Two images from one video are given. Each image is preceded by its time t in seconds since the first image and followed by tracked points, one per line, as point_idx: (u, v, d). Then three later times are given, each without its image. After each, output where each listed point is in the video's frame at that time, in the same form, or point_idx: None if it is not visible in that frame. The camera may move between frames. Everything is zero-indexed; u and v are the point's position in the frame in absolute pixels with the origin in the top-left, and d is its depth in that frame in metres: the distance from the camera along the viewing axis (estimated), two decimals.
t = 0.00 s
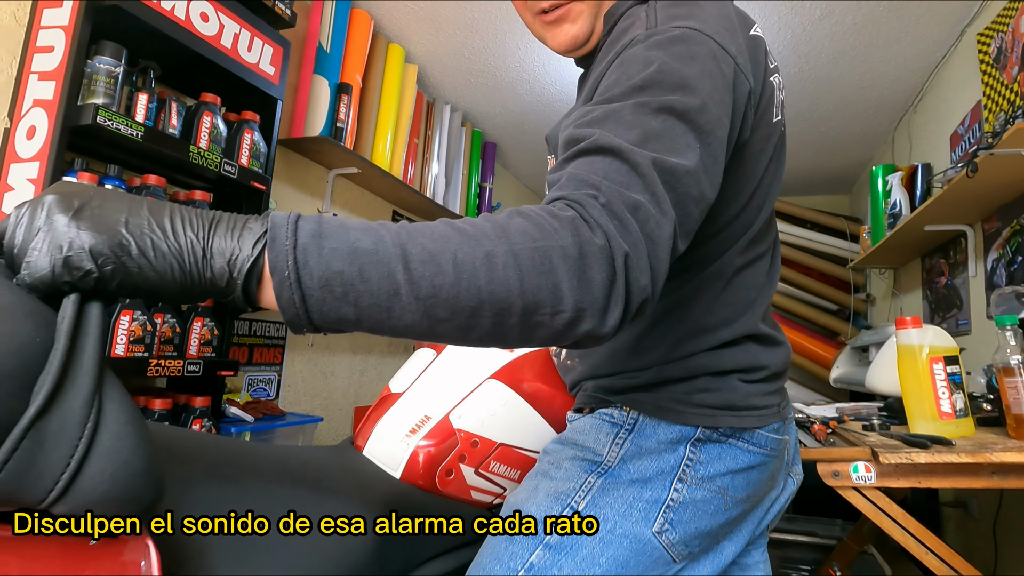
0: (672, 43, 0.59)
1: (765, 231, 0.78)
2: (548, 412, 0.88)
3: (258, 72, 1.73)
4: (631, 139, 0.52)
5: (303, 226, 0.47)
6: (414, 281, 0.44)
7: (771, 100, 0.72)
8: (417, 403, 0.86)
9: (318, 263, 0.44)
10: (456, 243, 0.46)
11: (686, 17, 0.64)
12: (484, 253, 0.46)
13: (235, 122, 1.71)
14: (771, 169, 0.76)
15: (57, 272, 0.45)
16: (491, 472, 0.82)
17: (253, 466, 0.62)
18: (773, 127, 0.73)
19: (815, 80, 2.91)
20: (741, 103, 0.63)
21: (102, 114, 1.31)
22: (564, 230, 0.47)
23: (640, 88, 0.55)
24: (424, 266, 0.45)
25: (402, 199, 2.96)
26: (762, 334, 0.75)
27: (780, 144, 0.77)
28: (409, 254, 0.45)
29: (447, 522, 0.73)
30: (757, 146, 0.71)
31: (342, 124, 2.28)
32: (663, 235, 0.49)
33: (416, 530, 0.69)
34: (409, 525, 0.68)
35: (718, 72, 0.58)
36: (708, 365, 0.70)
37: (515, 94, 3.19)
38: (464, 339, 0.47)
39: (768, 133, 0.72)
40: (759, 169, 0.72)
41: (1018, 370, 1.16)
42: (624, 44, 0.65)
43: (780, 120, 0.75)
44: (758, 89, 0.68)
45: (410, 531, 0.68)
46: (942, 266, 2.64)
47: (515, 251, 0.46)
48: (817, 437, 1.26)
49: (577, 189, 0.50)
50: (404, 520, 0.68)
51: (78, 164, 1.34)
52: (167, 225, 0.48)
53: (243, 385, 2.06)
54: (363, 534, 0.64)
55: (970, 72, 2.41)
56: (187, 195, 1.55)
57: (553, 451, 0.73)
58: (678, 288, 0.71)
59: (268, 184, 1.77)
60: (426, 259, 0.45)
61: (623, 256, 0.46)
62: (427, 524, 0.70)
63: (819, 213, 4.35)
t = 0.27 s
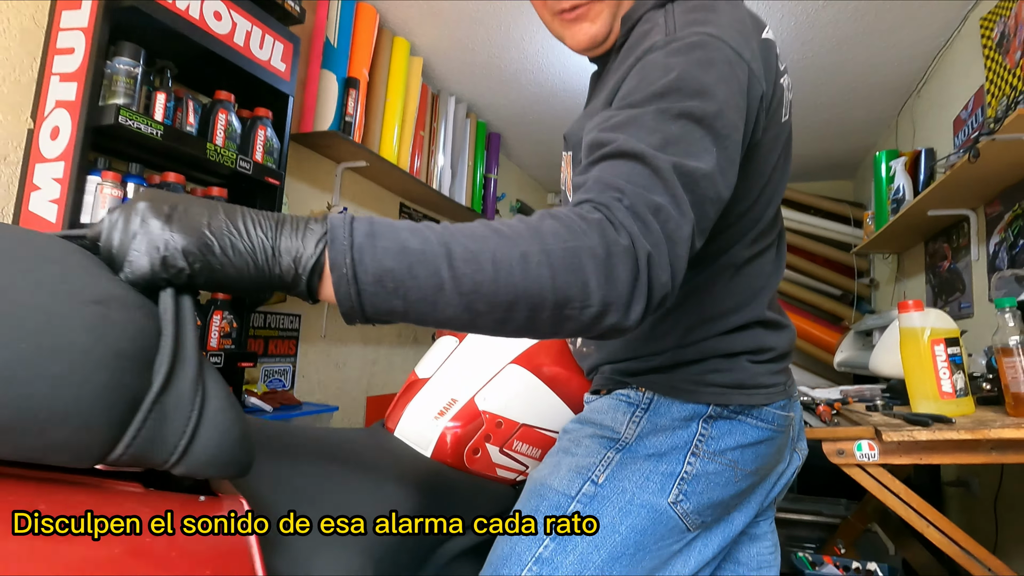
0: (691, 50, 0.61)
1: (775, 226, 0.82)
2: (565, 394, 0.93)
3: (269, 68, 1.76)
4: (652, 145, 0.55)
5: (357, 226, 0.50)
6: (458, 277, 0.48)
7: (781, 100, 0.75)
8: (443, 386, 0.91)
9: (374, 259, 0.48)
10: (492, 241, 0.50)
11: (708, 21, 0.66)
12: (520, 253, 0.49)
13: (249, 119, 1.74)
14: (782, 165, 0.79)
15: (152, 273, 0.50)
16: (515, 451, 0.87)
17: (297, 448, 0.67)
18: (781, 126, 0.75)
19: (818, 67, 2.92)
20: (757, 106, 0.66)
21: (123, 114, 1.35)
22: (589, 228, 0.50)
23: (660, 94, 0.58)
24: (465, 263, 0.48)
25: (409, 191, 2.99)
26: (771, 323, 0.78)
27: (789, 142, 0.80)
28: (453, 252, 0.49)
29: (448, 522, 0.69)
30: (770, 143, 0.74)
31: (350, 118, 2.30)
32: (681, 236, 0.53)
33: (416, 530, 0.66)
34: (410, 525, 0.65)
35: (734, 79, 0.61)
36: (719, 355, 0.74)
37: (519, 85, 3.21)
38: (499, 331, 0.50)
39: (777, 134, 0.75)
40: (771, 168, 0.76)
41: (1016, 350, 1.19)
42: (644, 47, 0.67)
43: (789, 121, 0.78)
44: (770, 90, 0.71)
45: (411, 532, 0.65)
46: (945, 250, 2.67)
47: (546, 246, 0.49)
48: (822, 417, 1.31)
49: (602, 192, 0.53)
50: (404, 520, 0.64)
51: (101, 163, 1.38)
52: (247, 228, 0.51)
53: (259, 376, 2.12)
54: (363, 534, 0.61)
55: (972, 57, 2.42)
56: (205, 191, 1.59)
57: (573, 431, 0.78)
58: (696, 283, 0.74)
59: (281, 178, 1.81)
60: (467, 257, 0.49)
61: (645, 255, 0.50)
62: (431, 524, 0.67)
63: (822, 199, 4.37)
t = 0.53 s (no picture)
0: (678, 67, 0.58)
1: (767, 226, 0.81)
2: (572, 376, 0.98)
3: (273, 62, 1.78)
4: (644, 169, 0.53)
5: (391, 234, 0.52)
6: (475, 289, 0.49)
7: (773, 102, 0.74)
8: (457, 373, 0.96)
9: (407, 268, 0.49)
10: (495, 253, 0.50)
11: (699, 33, 0.62)
12: (534, 271, 0.49)
13: (255, 113, 1.77)
14: (770, 170, 0.77)
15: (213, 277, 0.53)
16: (526, 432, 0.93)
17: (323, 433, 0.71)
18: (770, 130, 0.73)
19: (817, 49, 2.93)
20: (748, 118, 0.64)
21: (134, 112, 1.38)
22: (585, 251, 0.49)
23: (652, 117, 0.55)
24: (485, 276, 0.49)
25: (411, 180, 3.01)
26: (763, 323, 0.80)
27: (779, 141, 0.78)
28: (476, 264, 0.49)
29: (447, 522, 0.75)
30: (759, 149, 0.72)
31: (353, 109, 2.31)
32: (672, 255, 0.51)
33: (416, 530, 0.71)
34: (409, 525, 0.70)
35: (728, 92, 0.58)
36: (720, 348, 0.77)
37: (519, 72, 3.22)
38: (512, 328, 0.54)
39: (766, 138, 0.72)
40: (759, 174, 0.74)
41: (1005, 330, 1.24)
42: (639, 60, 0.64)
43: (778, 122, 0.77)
44: (761, 99, 0.67)
45: (410, 532, 0.71)
46: (942, 231, 2.70)
47: (551, 255, 0.50)
48: (818, 397, 1.35)
49: (601, 218, 0.51)
50: (404, 520, 0.70)
51: (115, 161, 1.41)
52: (291, 230, 0.53)
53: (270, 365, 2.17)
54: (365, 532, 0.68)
55: (970, 38, 2.43)
56: (214, 186, 1.63)
57: (580, 413, 0.82)
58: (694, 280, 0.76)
59: (287, 171, 1.84)
60: (478, 268, 0.49)
61: (640, 279, 0.49)
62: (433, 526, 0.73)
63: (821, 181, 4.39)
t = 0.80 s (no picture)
0: (702, 109, 0.57)
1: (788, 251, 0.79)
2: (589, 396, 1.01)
3: (276, 59, 1.75)
4: (671, 220, 0.53)
5: (431, 295, 0.52)
6: (516, 351, 0.49)
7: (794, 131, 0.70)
8: (479, 398, 0.97)
9: (451, 330, 0.49)
10: (530, 313, 0.51)
11: (723, 68, 0.60)
12: (571, 330, 0.49)
13: (259, 111, 1.75)
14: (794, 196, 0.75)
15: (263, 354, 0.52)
16: (549, 452, 0.94)
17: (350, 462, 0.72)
18: (789, 159, 0.70)
19: (824, 30, 2.88)
20: (771, 154, 0.63)
21: (140, 118, 1.36)
22: (619, 309, 0.50)
23: (677, 162, 0.55)
24: (524, 338, 0.49)
25: (414, 170, 2.99)
26: (785, 349, 0.80)
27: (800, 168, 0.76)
28: (516, 327, 0.49)
29: (448, 522, 0.66)
30: (783, 180, 0.70)
31: (356, 101, 2.29)
32: (701, 304, 0.53)
33: (416, 531, 0.64)
34: (410, 525, 0.63)
35: (752, 133, 0.58)
36: (746, 376, 0.77)
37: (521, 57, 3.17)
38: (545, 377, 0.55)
39: (787, 170, 0.70)
40: (784, 203, 0.72)
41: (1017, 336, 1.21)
42: (661, 96, 0.62)
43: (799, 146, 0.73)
44: (782, 131, 0.66)
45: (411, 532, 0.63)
46: (948, 216, 2.70)
47: (586, 314, 0.50)
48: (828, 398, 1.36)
49: (633, 272, 0.52)
50: (404, 520, 0.63)
51: (123, 167, 1.40)
52: (336, 295, 0.52)
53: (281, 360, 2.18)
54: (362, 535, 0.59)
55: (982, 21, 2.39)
56: (221, 187, 1.61)
57: (605, 436, 0.86)
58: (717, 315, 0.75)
59: (293, 170, 1.82)
60: (515, 331, 0.49)
61: (674, 334, 0.50)
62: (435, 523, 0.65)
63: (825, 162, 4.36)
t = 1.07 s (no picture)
0: (718, 272, 0.59)
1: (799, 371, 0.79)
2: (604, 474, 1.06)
3: (280, 98, 1.75)
4: (687, 386, 0.56)
5: (473, 491, 0.55)
6: (555, 542, 0.53)
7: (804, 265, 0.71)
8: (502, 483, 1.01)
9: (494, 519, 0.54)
10: (562, 494, 0.54)
11: (734, 230, 0.62)
12: (603, 517, 0.53)
13: (265, 150, 1.75)
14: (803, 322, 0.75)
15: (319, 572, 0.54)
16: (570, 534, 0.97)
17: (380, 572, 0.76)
18: (800, 292, 0.71)
19: (827, 37, 2.86)
20: (781, 301, 0.64)
21: (151, 177, 1.37)
22: (646, 492, 0.53)
23: (696, 327, 0.57)
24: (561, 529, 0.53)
25: (416, 182, 2.99)
26: (795, 463, 0.79)
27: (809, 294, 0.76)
28: (552, 516, 0.53)
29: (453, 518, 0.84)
30: (794, 314, 0.71)
31: (358, 125, 2.28)
32: (720, 472, 0.56)
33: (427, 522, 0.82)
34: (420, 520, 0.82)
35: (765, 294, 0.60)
36: (756, 490, 0.77)
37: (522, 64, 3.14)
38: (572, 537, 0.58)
39: (796, 302, 0.69)
40: (795, 326, 0.72)
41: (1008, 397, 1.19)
42: (673, 250, 0.63)
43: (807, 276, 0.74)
44: (791, 273, 0.67)
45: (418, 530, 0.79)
46: (947, 228, 2.73)
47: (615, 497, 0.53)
48: (829, 445, 1.40)
49: (655, 450, 0.55)
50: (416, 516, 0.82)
51: (136, 224, 1.42)
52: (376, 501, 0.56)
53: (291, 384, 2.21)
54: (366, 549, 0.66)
55: (986, 37, 2.39)
56: (230, 233, 1.63)
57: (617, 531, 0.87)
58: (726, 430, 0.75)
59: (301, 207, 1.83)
60: (548, 519, 0.53)
61: (697, 506, 0.55)
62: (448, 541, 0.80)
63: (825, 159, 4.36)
